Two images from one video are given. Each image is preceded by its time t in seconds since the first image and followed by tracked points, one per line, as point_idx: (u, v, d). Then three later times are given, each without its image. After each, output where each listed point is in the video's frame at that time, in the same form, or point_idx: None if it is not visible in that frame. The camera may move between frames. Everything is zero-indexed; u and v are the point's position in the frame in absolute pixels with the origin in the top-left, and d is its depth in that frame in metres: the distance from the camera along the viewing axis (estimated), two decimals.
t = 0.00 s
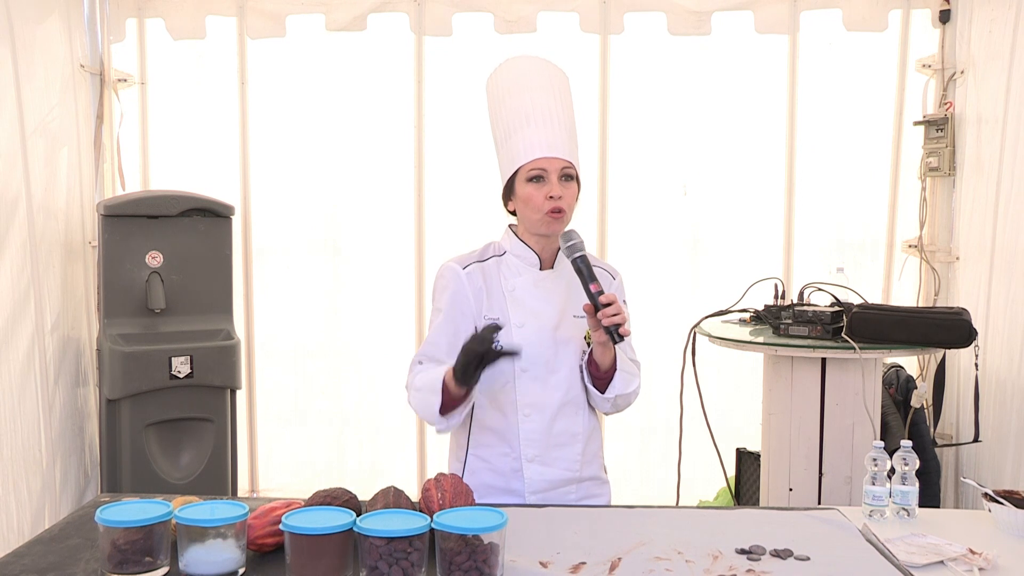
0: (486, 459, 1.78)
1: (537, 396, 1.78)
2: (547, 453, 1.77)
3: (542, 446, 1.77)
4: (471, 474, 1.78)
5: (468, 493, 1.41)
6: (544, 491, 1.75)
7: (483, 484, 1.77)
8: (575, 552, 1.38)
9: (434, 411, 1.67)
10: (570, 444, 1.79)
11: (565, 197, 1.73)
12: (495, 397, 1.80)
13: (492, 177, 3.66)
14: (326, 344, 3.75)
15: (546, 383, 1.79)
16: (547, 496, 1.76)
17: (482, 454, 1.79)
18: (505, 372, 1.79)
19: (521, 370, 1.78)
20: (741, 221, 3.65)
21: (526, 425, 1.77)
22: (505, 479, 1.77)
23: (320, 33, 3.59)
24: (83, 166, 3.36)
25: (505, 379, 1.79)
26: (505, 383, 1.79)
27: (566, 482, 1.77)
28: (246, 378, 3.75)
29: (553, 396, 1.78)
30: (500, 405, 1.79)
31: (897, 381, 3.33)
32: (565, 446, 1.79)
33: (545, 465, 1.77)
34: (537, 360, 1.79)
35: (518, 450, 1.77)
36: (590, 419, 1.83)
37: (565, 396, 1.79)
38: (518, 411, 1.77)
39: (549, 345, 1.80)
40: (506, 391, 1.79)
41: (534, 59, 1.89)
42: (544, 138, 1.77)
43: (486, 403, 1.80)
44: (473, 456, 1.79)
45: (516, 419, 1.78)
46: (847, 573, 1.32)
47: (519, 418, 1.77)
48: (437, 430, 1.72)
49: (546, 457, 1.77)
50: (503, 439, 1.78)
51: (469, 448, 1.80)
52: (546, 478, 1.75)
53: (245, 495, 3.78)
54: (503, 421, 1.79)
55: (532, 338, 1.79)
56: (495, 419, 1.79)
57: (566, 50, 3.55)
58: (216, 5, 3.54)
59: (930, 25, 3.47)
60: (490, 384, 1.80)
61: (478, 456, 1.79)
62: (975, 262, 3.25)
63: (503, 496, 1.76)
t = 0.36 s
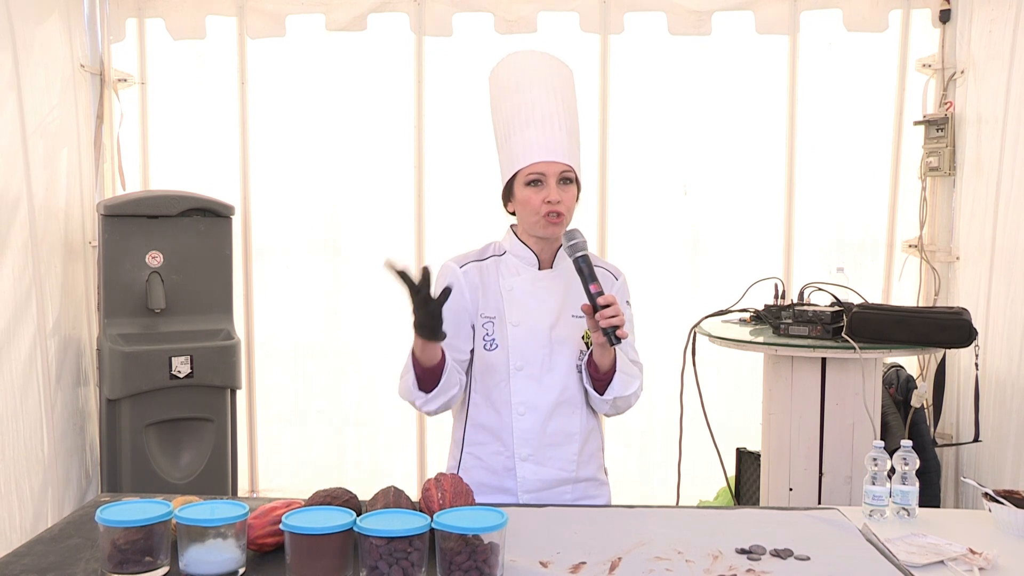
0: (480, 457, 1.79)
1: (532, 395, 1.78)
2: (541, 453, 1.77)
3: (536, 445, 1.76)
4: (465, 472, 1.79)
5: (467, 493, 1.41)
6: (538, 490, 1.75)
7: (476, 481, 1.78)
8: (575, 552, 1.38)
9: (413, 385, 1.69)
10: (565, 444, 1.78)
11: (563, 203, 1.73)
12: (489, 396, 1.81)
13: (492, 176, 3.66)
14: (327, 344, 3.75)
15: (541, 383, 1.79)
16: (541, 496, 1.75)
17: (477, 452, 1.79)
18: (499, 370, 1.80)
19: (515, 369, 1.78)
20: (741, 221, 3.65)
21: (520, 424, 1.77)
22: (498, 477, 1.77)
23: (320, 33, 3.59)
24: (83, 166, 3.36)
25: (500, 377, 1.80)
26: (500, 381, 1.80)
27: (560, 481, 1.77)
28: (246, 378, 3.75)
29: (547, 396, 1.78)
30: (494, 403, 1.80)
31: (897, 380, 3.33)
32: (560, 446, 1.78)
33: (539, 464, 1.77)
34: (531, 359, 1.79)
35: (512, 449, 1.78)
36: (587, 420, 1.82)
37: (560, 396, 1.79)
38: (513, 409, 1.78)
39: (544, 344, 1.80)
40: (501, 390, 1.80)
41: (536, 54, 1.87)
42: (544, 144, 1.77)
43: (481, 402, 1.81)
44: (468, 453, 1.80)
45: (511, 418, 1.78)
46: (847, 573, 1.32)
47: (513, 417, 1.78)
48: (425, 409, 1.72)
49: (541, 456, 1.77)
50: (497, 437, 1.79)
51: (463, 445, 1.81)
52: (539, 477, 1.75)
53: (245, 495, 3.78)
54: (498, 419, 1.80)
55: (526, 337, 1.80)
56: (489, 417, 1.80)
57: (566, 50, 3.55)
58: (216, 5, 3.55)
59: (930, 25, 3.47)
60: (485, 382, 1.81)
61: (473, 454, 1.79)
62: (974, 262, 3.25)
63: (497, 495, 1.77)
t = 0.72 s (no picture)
0: (482, 458, 1.79)
1: (534, 396, 1.78)
2: (543, 454, 1.77)
3: (538, 447, 1.76)
4: (467, 474, 1.79)
5: (467, 493, 1.41)
6: (540, 492, 1.75)
7: (478, 483, 1.78)
8: (576, 552, 1.38)
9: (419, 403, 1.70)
10: (567, 446, 1.78)
11: (568, 206, 1.73)
12: (492, 397, 1.80)
13: (493, 176, 3.66)
14: (327, 344, 3.75)
15: (544, 384, 1.79)
16: (543, 497, 1.75)
17: (479, 453, 1.79)
18: (502, 372, 1.80)
19: (518, 370, 1.78)
20: (741, 222, 3.65)
21: (523, 425, 1.77)
22: (500, 479, 1.77)
23: (320, 33, 3.59)
24: (84, 166, 3.36)
25: (503, 378, 1.80)
26: (503, 383, 1.80)
27: (562, 483, 1.77)
28: (246, 378, 3.75)
29: (550, 397, 1.78)
30: (497, 405, 1.80)
31: (898, 380, 3.33)
32: (563, 448, 1.78)
33: (542, 466, 1.77)
34: (534, 361, 1.79)
35: (515, 451, 1.78)
36: (590, 421, 1.82)
37: (563, 398, 1.79)
38: (516, 411, 1.78)
39: (546, 346, 1.80)
40: (504, 391, 1.80)
41: (542, 52, 1.86)
42: (553, 144, 1.77)
43: (484, 404, 1.81)
44: (470, 455, 1.80)
45: (513, 419, 1.78)
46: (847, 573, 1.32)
47: (516, 418, 1.78)
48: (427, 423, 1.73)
49: (543, 457, 1.77)
50: (500, 439, 1.79)
51: (465, 447, 1.81)
52: (542, 479, 1.75)
53: (245, 495, 3.77)
54: (500, 421, 1.79)
55: (530, 338, 1.79)
56: (492, 419, 1.79)
57: (566, 50, 3.55)
58: (216, 5, 3.55)
59: (930, 24, 3.47)
60: (488, 383, 1.81)
61: (475, 455, 1.79)
62: (974, 262, 3.25)
63: (498, 496, 1.77)
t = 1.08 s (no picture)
0: (480, 457, 1.79)
1: (535, 396, 1.78)
2: (541, 454, 1.77)
3: (536, 446, 1.77)
4: (465, 472, 1.79)
5: (468, 493, 1.41)
6: (537, 492, 1.75)
7: (476, 482, 1.78)
8: (576, 551, 1.38)
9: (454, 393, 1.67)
10: (566, 446, 1.79)
11: (569, 193, 1.74)
12: (491, 396, 1.80)
13: (493, 176, 3.66)
14: (327, 344, 3.75)
15: (545, 383, 1.79)
16: (540, 497, 1.76)
17: (477, 452, 1.79)
18: (504, 371, 1.80)
19: (519, 369, 1.78)
20: (741, 222, 3.65)
21: (521, 425, 1.77)
22: (498, 478, 1.77)
23: (320, 32, 3.59)
24: (84, 165, 3.36)
25: (504, 377, 1.80)
26: (503, 382, 1.80)
27: (560, 483, 1.77)
28: (246, 378, 3.75)
29: (550, 397, 1.78)
30: (496, 404, 1.79)
31: (898, 380, 3.34)
32: (561, 448, 1.78)
33: (539, 466, 1.77)
34: (536, 360, 1.79)
35: (513, 450, 1.77)
36: (589, 421, 1.82)
37: (563, 398, 1.79)
38: (515, 411, 1.78)
39: (548, 346, 1.80)
40: (504, 390, 1.79)
41: (544, 57, 1.89)
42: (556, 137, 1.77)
43: (484, 403, 1.80)
44: (468, 453, 1.80)
45: (512, 418, 1.78)
46: (847, 573, 1.32)
47: (514, 418, 1.78)
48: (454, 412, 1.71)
49: (541, 458, 1.77)
50: (498, 438, 1.79)
51: (463, 445, 1.81)
52: (539, 479, 1.75)
53: (245, 494, 3.77)
54: (498, 421, 1.79)
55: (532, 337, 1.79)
56: (490, 418, 1.79)
57: (567, 49, 3.55)
58: (216, 4, 3.54)
59: (930, 24, 3.47)
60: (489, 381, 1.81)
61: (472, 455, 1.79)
62: (975, 262, 3.25)
63: (496, 495, 1.77)
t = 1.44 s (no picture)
0: (478, 456, 1.79)
1: (532, 393, 1.78)
2: (539, 452, 1.77)
3: (534, 444, 1.76)
4: (463, 471, 1.79)
5: (468, 493, 1.41)
6: (535, 490, 1.75)
7: (475, 480, 1.78)
8: (576, 552, 1.38)
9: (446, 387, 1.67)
10: (564, 444, 1.78)
11: (568, 196, 1.74)
12: (488, 394, 1.80)
13: (493, 175, 3.66)
14: (327, 344, 3.75)
15: (542, 381, 1.80)
16: (539, 495, 1.75)
17: (476, 450, 1.79)
18: (500, 369, 1.80)
19: (516, 366, 1.79)
20: (741, 221, 3.65)
21: (519, 423, 1.77)
22: (496, 476, 1.77)
23: (320, 32, 3.59)
24: (84, 165, 3.36)
25: (501, 375, 1.80)
26: (500, 379, 1.80)
27: (559, 482, 1.77)
28: (247, 378, 3.75)
29: (547, 395, 1.78)
30: (493, 403, 1.79)
31: (898, 379, 3.34)
32: (559, 446, 1.78)
33: (538, 464, 1.76)
34: (532, 357, 1.79)
35: (511, 448, 1.77)
36: (588, 420, 1.82)
37: (560, 395, 1.79)
38: (512, 408, 1.78)
39: (545, 343, 1.80)
40: (501, 388, 1.80)
41: (545, 59, 1.89)
42: (557, 140, 1.77)
43: (482, 401, 1.80)
44: (466, 451, 1.80)
45: (510, 417, 1.78)
46: (848, 573, 1.32)
47: (512, 415, 1.77)
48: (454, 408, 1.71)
49: (539, 456, 1.77)
50: (497, 437, 1.79)
51: (462, 444, 1.81)
52: (538, 477, 1.75)
53: (245, 494, 3.77)
54: (497, 419, 1.79)
55: (528, 335, 1.80)
56: (489, 416, 1.79)
57: (567, 49, 3.55)
58: (216, 4, 3.54)
59: (931, 24, 3.47)
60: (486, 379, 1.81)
61: (470, 454, 1.79)
62: (975, 262, 3.25)
63: (494, 493, 1.77)
